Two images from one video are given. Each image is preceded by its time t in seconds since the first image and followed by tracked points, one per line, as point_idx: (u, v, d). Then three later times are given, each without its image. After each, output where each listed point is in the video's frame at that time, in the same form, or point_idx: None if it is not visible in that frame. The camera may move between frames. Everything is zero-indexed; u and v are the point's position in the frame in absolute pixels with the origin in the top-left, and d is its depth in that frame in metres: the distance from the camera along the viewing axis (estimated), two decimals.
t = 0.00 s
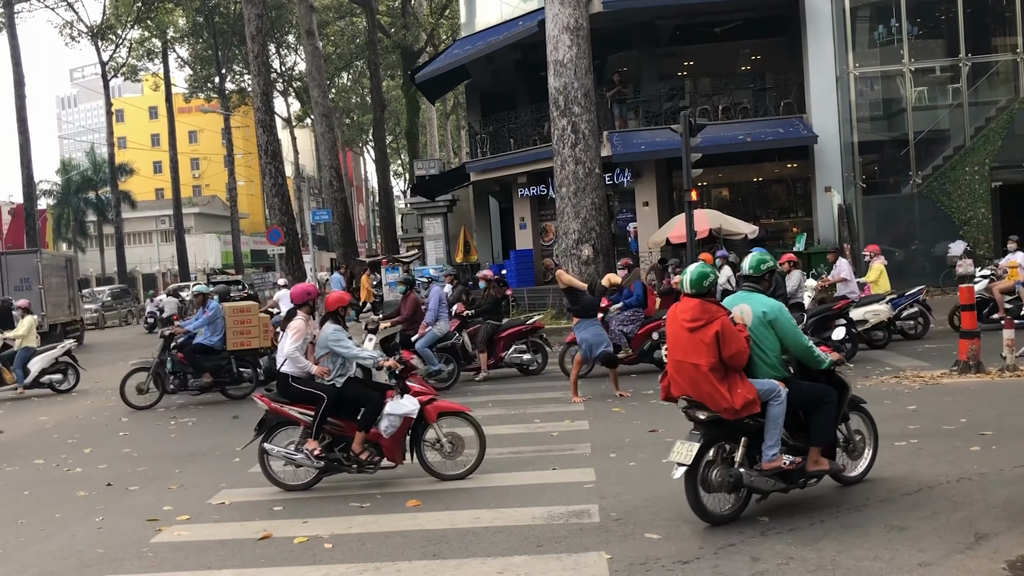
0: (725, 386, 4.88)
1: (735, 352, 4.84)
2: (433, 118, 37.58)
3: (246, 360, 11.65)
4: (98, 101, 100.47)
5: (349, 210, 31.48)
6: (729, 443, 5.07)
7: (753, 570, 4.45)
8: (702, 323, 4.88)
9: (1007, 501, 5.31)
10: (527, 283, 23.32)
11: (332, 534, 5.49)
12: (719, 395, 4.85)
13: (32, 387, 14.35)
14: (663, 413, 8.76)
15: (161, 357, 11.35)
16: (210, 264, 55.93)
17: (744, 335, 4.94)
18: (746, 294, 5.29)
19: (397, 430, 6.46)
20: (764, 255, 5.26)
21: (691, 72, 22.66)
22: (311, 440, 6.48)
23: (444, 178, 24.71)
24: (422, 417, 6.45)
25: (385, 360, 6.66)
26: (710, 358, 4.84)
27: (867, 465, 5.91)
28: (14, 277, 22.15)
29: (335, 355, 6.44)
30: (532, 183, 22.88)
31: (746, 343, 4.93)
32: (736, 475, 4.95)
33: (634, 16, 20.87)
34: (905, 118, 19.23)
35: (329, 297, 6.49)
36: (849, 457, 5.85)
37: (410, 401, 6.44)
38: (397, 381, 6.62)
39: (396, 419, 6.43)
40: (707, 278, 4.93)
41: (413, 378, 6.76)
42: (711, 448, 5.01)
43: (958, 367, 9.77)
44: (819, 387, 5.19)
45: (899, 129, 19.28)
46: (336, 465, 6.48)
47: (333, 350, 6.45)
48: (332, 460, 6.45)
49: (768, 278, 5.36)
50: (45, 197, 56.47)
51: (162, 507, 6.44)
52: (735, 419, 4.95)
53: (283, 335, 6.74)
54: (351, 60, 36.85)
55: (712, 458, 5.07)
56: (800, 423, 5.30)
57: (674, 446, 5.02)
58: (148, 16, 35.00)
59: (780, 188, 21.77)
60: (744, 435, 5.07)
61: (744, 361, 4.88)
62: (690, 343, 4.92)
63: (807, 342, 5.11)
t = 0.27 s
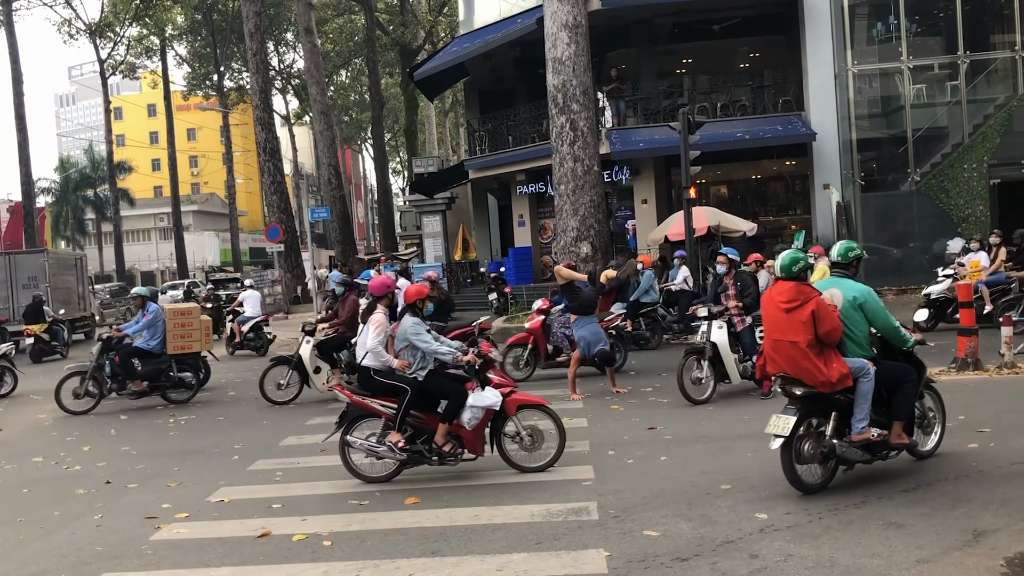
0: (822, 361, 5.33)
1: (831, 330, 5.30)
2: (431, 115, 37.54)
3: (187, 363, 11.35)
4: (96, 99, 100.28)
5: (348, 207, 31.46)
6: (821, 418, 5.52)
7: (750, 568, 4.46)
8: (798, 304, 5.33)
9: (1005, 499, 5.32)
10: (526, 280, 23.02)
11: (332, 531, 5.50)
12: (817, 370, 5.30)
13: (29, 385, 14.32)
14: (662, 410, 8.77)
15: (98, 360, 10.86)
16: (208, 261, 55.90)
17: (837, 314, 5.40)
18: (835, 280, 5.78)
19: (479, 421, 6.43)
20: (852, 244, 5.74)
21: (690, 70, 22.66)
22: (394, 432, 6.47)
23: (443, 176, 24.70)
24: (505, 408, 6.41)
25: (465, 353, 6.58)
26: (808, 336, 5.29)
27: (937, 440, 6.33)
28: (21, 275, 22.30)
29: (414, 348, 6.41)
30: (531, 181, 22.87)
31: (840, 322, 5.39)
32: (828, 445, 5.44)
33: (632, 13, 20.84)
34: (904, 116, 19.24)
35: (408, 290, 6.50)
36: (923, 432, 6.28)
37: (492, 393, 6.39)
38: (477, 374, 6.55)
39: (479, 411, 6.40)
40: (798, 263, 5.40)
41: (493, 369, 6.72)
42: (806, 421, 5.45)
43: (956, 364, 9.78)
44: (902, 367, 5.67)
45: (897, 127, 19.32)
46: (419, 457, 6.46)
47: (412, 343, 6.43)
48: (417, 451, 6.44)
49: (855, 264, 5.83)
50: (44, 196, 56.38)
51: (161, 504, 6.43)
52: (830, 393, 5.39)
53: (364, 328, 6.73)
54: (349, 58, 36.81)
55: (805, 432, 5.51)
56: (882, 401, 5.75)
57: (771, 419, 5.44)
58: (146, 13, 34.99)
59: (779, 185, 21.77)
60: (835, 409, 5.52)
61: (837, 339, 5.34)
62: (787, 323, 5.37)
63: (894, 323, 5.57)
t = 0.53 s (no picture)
0: (910, 346, 5.81)
1: (919, 316, 5.78)
2: (430, 116, 37.54)
3: (116, 370, 11.03)
4: (95, 100, 100.27)
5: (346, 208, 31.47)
6: (904, 400, 6.00)
7: (749, 568, 4.46)
8: (888, 293, 5.81)
9: (1005, 499, 5.32)
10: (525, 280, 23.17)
11: (332, 533, 5.50)
12: (907, 355, 5.78)
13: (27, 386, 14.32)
14: (660, 411, 8.77)
15: (23, 369, 10.53)
16: (207, 262, 55.89)
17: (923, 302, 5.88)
18: (917, 271, 6.26)
19: (561, 416, 6.43)
20: (933, 237, 6.21)
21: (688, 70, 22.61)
22: (475, 428, 6.50)
23: (441, 176, 24.68)
24: (587, 405, 6.39)
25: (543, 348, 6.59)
26: (896, 323, 5.77)
27: (1001, 420, 6.72)
28: (29, 277, 22.35)
29: (494, 344, 6.41)
30: (529, 181, 22.88)
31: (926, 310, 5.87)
32: (911, 425, 5.95)
33: (631, 14, 20.85)
34: (902, 116, 19.27)
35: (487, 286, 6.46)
36: (989, 413, 6.68)
37: (574, 388, 6.37)
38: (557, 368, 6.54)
39: (560, 406, 6.39)
40: (883, 254, 5.90)
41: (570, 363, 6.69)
42: (891, 402, 5.93)
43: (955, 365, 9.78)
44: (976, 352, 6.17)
45: (896, 127, 19.37)
46: (501, 453, 6.49)
47: (492, 339, 6.42)
48: (498, 448, 6.46)
49: (934, 255, 6.30)
50: (42, 196, 56.34)
51: (160, 505, 6.43)
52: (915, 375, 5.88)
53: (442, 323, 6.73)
54: (348, 58, 36.83)
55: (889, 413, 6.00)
56: (956, 382, 6.25)
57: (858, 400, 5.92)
58: (144, 14, 34.97)
59: (777, 185, 21.78)
60: (916, 391, 6.01)
61: (923, 324, 5.82)
62: (878, 310, 5.84)
63: (972, 311, 6.05)
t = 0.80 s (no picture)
0: (989, 337, 6.31)
1: (1001, 308, 6.25)
2: (429, 116, 37.54)
3: (32, 377, 10.66)
4: (93, 99, 100.19)
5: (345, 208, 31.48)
6: (978, 385, 6.51)
7: (747, 570, 4.46)
8: (971, 286, 6.29)
9: (1002, 501, 5.33)
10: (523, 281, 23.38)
11: (329, 533, 5.49)
12: (987, 344, 6.29)
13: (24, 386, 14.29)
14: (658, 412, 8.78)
15: None
16: (205, 261, 55.89)
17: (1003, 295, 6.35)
18: (996, 265, 6.73)
19: (647, 413, 6.41)
20: (1012, 235, 6.69)
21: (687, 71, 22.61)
22: (560, 423, 6.45)
23: (440, 177, 24.67)
24: (672, 400, 6.39)
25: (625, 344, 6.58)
26: (978, 314, 6.27)
27: None
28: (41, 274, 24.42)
29: (577, 340, 6.39)
30: (528, 182, 22.90)
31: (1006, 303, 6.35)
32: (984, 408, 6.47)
33: (630, 15, 20.86)
34: (901, 118, 19.27)
35: (567, 281, 6.46)
36: None
37: (660, 384, 6.38)
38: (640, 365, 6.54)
39: (646, 402, 6.38)
40: (967, 249, 6.39)
41: (653, 360, 6.72)
42: (967, 386, 6.44)
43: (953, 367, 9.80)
44: None
45: (894, 129, 19.32)
46: (586, 449, 6.43)
47: (575, 335, 6.41)
48: (583, 443, 6.40)
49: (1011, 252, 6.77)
50: (40, 195, 56.26)
51: (158, 505, 6.42)
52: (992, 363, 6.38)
53: (523, 319, 6.73)
54: (347, 58, 36.82)
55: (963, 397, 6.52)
56: None
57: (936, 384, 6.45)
58: (143, 13, 34.95)
59: (776, 187, 21.80)
60: (990, 378, 6.50)
61: (1003, 316, 6.29)
62: (961, 302, 6.34)
63: None
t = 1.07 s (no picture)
0: None
1: None
2: (427, 113, 37.50)
3: None
4: (91, 93, 99.99)
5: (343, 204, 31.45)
6: None
7: (742, 569, 4.47)
8: None
9: (997, 502, 5.35)
10: (519, 279, 23.38)
11: (325, 529, 5.49)
12: None
13: (19, 380, 14.24)
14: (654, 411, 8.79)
15: None
16: (202, 257, 55.82)
17: None
18: None
19: (738, 407, 6.37)
20: None
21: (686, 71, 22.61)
22: (649, 417, 6.40)
23: (438, 174, 24.66)
24: (764, 394, 6.36)
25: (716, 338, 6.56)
26: None
27: None
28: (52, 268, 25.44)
29: (668, 332, 6.45)
30: (526, 180, 22.90)
31: None
32: None
33: (629, 14, 20.85)
34: (899, 119, 19.32)
35: (653, 275, 6.55)
36: None
37: (751, 378, 6.35)
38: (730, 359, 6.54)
39: (738, 396, 6.35)
40: None
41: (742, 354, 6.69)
42: None
43: (949, 368, 9.82)
44: None
45: (892, 130, 19.38)
46: (675, 443, 6.40)
47: (666, 328, 6.46)
48: (673, 437, 6.37)
49: None
50: (37, 190, 56.09)
51: (154, 500, 6.42)
52: None
53: (611, 314, 6.92)
54: (346, 55, 36.78)
55: None
56: None
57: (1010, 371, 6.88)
58: (142, 8, 34.90)
59: (773, 187, 21.83)
60: None
61: None
62: None
63: None
